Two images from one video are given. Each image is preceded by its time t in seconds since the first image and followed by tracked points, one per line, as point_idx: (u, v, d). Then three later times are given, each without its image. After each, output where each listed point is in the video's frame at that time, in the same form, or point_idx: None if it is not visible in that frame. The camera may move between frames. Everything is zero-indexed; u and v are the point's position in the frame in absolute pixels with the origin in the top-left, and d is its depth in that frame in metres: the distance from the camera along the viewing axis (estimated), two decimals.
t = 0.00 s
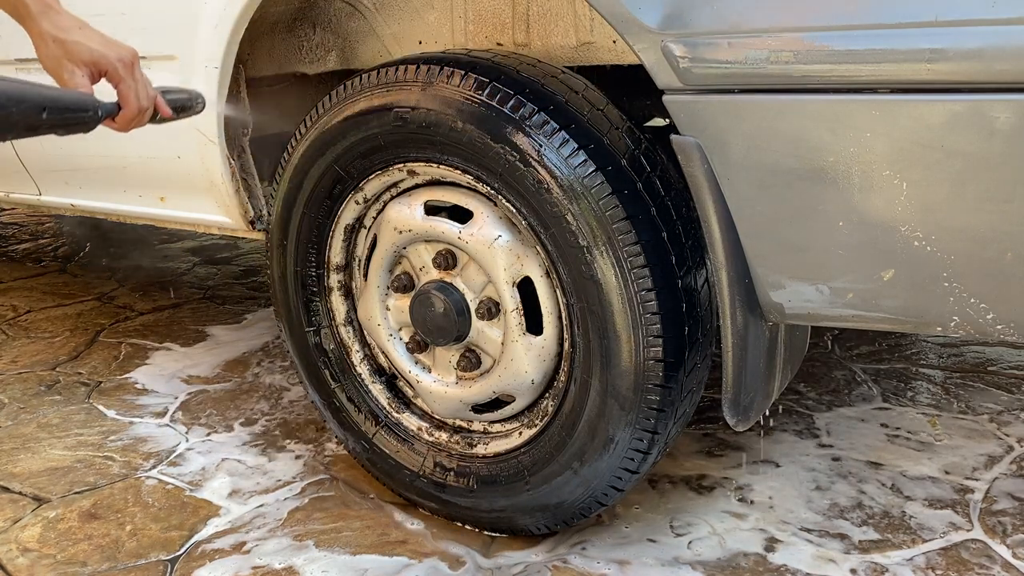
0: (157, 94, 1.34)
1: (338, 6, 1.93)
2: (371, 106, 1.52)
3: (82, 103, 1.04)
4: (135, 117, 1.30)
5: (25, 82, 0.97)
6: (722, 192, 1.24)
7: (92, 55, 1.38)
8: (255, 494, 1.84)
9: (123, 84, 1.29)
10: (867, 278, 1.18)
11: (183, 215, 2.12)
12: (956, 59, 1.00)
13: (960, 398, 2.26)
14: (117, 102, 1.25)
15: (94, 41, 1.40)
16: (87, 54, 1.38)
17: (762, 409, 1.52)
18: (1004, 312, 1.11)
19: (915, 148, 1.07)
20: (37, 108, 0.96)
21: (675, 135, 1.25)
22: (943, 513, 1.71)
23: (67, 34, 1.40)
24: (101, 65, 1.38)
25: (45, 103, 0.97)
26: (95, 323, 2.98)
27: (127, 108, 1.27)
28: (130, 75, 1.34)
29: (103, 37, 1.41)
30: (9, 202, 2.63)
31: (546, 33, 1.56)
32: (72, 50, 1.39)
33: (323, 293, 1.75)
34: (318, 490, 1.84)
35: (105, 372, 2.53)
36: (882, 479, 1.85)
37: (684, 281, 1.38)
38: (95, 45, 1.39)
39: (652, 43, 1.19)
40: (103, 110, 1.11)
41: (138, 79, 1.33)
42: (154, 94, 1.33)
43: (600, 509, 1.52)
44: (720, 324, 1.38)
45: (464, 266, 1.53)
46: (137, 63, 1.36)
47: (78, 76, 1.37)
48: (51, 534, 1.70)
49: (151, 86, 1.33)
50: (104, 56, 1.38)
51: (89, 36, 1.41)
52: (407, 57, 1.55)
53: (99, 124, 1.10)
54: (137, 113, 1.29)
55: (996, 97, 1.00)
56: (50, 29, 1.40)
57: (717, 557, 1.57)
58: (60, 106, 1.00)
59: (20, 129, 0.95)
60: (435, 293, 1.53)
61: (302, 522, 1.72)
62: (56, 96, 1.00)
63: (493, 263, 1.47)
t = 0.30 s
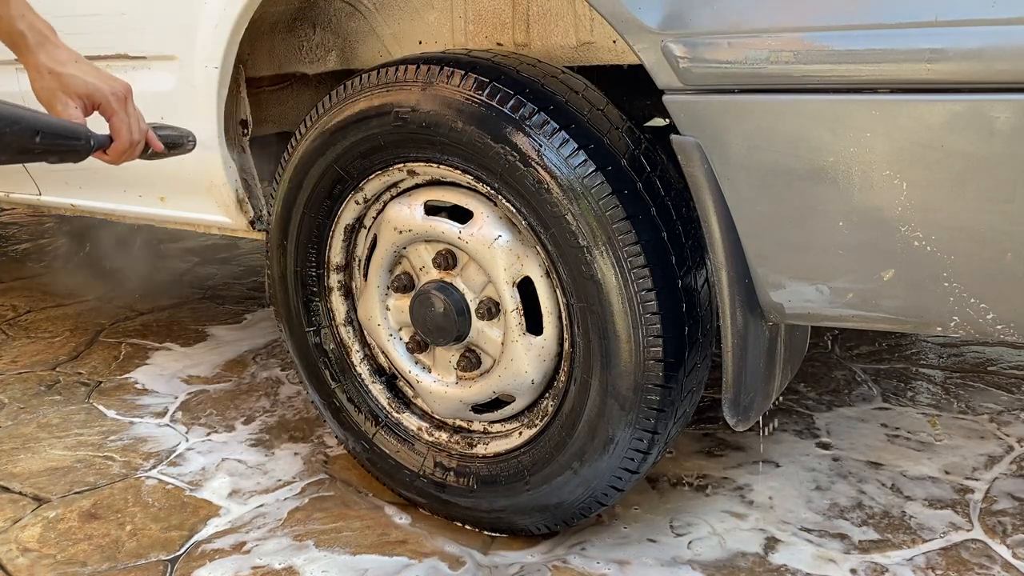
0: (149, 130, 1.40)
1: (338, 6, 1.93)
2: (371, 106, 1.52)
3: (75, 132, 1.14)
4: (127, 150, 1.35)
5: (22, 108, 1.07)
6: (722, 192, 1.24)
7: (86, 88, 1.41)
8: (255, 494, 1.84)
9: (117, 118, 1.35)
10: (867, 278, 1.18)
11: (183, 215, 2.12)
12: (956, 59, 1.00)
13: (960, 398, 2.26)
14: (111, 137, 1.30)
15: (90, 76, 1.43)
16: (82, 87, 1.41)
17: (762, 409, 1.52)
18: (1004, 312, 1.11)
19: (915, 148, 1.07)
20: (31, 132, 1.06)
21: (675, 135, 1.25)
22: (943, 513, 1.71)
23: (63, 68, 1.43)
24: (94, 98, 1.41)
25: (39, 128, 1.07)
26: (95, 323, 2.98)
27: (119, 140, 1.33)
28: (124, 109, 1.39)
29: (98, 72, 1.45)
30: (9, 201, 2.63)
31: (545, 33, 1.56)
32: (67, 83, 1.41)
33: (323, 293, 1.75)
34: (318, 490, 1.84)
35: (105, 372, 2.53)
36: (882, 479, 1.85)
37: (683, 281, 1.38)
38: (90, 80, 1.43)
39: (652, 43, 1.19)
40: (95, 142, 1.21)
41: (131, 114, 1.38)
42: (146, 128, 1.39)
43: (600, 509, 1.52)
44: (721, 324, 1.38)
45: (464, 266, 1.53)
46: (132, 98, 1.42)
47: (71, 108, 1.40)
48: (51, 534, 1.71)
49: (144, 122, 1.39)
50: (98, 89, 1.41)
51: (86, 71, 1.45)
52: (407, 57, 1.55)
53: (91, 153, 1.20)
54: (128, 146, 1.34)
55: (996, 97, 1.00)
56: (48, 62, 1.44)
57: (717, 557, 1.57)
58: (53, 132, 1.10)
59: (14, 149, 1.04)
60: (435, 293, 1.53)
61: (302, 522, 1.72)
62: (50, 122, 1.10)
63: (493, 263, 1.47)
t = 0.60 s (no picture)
0: (170, 145, 1.47)
1: (338, 6, 1.93)
2: (371, 106, 1.52)
3: (93, 144, 1.16)
4: (148, 164, 1.41)
5: (40, 119, 1.08)
6: (722, 192, 1.24)
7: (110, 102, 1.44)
8: (255, 494, 1.84)
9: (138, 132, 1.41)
10: (867, 278, 1.18)
11: (183, 214, 2.13)
12: (956, 59, 1.00)
13: (960, 398, 2.26)
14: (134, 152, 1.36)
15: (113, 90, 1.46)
16: (105, 101, 1.45)
17: (762, 409, 1.52)
18: (1004, 312, 1.11)
19: (915, 148, 1.07)
20: (47, 142, 1.07)
21: (675, 135, 1.25)
22: (943, 513, 1.71)
23: (89, 82, 1.47)
24: (117, 113, 1.45)
25: (55, 138, 1.08)
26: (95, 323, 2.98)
27: (140, 154, 1.39)
28: (147, 124, 1.43)
29: (121, 86, 1.48)
30: (9, 201, 2.63)
31: (545, 33, 1.56)
32: (92, 97, 1.45)
33: (323, 293, 1.75)
34: (318, 490, 1.84)
35: (104, 372, 2.53)
36: (882, 479, 1.85)
37: (683, 281, 1.38)
38: (113, 94, 1.46)
39: (652, 43, 1.19)
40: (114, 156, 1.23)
41: (152, 129, 1.44)
42: (167, 144, 1.45)
43: (600, 509, 1.52)
44: (721, 324, 1.38)
45: (464, 266, 1.53)
46: (153, 112, 1.46)
47: (94, 121, 1.44)
48: (51, 534, 1.71)
49: (166, 137, 1.45)
50: (121, 104, 1.44)
51: (110, 86, 1.48)
52: (407, 57, 1.55)
53: (108, 166, 1.22)
54: (149, 160, 1.41)
55: (996, 97, 1.00)
56: (72, 76, 1.47)
57: (717, 557, 1.57)
58: (71, 143, 1.11)
59: (29, 159, 1.05)
60: (435, 293, 1.53)
61: (302, 522, 1.72)
62: (66, 133, 1.11)
63: (493, 263, 1.47)
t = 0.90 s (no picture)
0: (167, 172, 1.47)
1: (338, 6, 1.93)
2: (371, 106, 1.52)
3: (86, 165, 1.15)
4: (145, 191, 1.40)
5: (38, 137, 1.06)
6: (722, 192, 1.24)
7: (110, 127, 1.44)
8: (255, 494, 1.84)
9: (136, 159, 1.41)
10: (867, 278, 1.18)
11: (183, 214, 2.13)
12: (956, 59, 1.00)
13: (960, 398, 2.26)
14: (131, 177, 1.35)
15: (113, 115, 1.46)
16: (105, 126, 1.44)
17: (762, 409, 1.52)
18: (1004, 312, 1.11)
19: (914, 148, 1.07)
20: (42, 159, 1.05)
21: (675, 135, 1.25)
22: (943, 513, 1.71)
23: (91, 107, 1.47)
24: (116, 138, 1.45)
25: (50, 155, 1.06)
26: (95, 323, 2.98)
27: (137, 181, 1.38)
28: (144, 152, 1.43)
29: (122, 111, 1.48)
30: (9, 201, 2.63)
31: (545, 33, 1.56)
32: (91, 121, 1.45)
33: (323, 293, 1.75)
34: (317, 490, 1.84)
35: (104, 372, 2.53)
36: (882, 479, 1.85)
37: (683, 281, 1.38)
38: (114, 120, 1.45)
39: (652, 43, 1.19)
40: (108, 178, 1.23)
41: (150, 157, 1.43)
42: (165, 172, 1.45)
43: (600, 509, 1.52)
44: (720, 324, 1.38)
45: (464, 266, 1.53)
46: (153, 139, 1.46)
47: (92, 145, 1.43)
48: (51, 534, 1.70)
49: (164, 165, 1.46)
50: (121, 129, 1.44)
51: (112, 111, 1.48)
52: (407, 57, 1.55)
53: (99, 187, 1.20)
54: (147, 186, 1.40)
55: (995, 97, 1.00)
56: (75, 101, 1.47)
57: (717, 557, 1.57)
58: (65, 162, 1.10)
59: (24, 175, 1.02)
60: (435, 293, 1.53)
61: (302, 522, 1.72)
62: (61, 152, 1.09)
63: (493, 263, 1.47)
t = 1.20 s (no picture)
0: (173, 179, 1.47)
1: (338, 6, 1.93)
2: (371, 106, 1.52)
3: (85, 171, 1.15)
4: (151, 197, 1.42)
5: (36, 143, 1.06)
6: (722, 192, 1.24)
7: (115, 133, 1.46)
8: (255, 494, 1.84)
9: (142, 165, 1.42)
10: (867, 278, 1.18)
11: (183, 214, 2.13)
12: (956, 59, 1.00)
13: (960, 398, 2.26)
14: (136, 183, 1.37)
15: (119, 120, 1.47)
16: (110, 131, 1.46)
17: (762, 409, 1.52)
18: (1004, 312, 1.12)
19: (914, 148, 1.07)
20: (39, 165, 1.05)
21: (675, 135, 1.25)
22: (943, 513, 1.71)
23: (97, 112, 1.47)
24: (122, 143, 1.46)
25: (49, 162, 1.06)
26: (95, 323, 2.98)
27: (142, 187, 1.39)
28: (150, 158, 1.45)
29: (128, 117, 1.49)
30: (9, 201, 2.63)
31: (545, 33, 1.56)
32: (97, 126, 1.46)
33: (323, 293, 1.75)
34: (317, 490, 1.84)
35: (104, 372, 2.53)
36: (882, 479, 1.85)
37: (683, 281, 1.39)
38: (119, 125, 1.47)
39: (652, 43, 1.19)
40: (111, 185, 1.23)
41: (156, 163, 1.45)
42: (170, 177, 1.47)
43: (600, 509, 1.52)
44: (720, 323, 1.38)
45: (464, 266, 1.53)
46: (159, 145, 1.47)
47: (98, 151, 1.44)
48: (51, 534, 1.70)
49: (169, 171, 1.47)
50: (127, 134, 1.46)
51: (118, 116, 1.48)
52: (407, 57, 1.55)
53: (98, 192, 1.19)
54: (152, 192, 1.41)
55: (995, 97, 1.00)
56: (81, 106, 1.48)
57: (717, 557, 1.57)
58: (64, 168, 1.10)
59: (20, 181, 1.02)
60: (435, 293, 1.53)
61: (302, 522, 1.72)
62: (60, 158, 1.09)
63: (493, 263, 1.47)
